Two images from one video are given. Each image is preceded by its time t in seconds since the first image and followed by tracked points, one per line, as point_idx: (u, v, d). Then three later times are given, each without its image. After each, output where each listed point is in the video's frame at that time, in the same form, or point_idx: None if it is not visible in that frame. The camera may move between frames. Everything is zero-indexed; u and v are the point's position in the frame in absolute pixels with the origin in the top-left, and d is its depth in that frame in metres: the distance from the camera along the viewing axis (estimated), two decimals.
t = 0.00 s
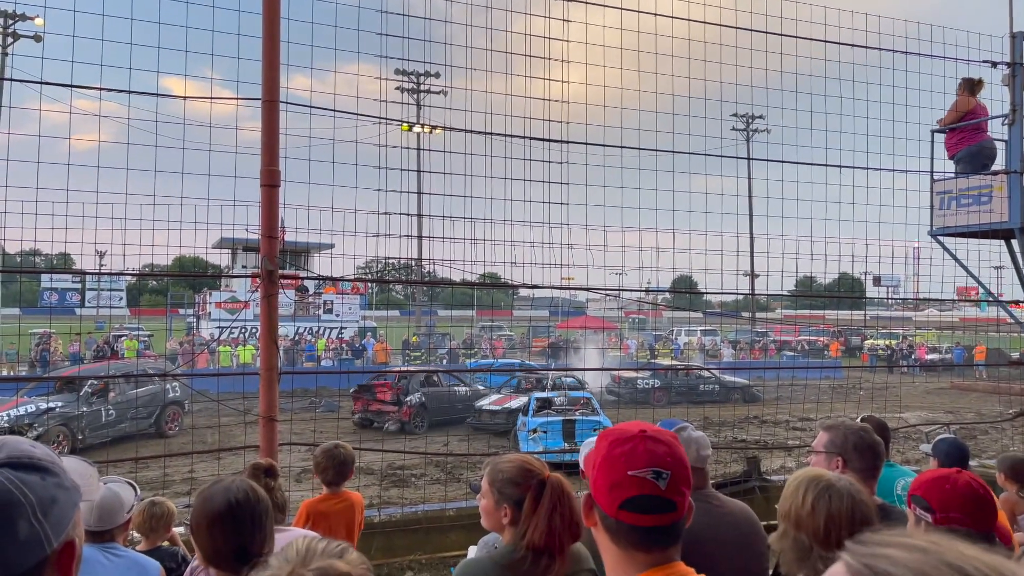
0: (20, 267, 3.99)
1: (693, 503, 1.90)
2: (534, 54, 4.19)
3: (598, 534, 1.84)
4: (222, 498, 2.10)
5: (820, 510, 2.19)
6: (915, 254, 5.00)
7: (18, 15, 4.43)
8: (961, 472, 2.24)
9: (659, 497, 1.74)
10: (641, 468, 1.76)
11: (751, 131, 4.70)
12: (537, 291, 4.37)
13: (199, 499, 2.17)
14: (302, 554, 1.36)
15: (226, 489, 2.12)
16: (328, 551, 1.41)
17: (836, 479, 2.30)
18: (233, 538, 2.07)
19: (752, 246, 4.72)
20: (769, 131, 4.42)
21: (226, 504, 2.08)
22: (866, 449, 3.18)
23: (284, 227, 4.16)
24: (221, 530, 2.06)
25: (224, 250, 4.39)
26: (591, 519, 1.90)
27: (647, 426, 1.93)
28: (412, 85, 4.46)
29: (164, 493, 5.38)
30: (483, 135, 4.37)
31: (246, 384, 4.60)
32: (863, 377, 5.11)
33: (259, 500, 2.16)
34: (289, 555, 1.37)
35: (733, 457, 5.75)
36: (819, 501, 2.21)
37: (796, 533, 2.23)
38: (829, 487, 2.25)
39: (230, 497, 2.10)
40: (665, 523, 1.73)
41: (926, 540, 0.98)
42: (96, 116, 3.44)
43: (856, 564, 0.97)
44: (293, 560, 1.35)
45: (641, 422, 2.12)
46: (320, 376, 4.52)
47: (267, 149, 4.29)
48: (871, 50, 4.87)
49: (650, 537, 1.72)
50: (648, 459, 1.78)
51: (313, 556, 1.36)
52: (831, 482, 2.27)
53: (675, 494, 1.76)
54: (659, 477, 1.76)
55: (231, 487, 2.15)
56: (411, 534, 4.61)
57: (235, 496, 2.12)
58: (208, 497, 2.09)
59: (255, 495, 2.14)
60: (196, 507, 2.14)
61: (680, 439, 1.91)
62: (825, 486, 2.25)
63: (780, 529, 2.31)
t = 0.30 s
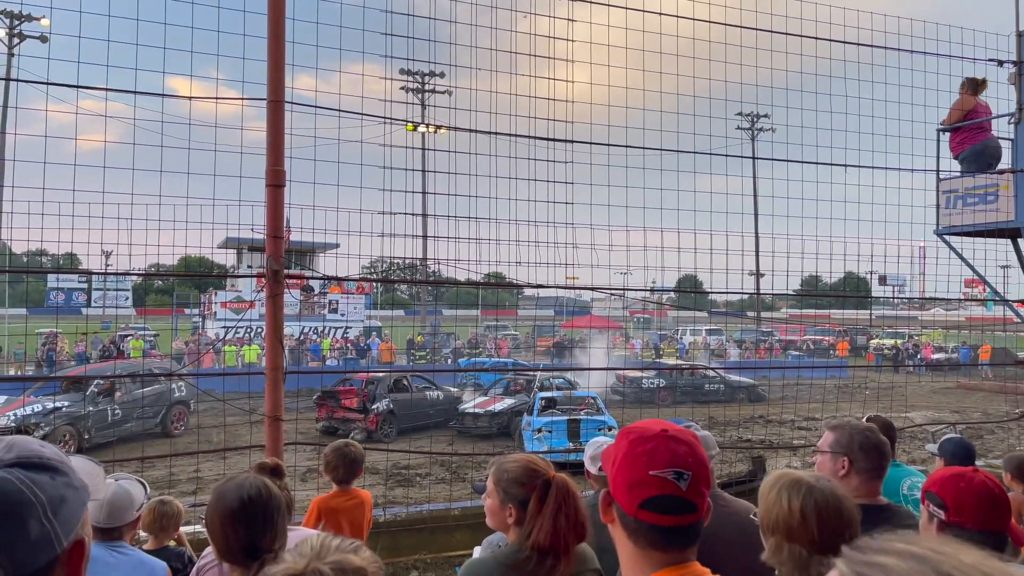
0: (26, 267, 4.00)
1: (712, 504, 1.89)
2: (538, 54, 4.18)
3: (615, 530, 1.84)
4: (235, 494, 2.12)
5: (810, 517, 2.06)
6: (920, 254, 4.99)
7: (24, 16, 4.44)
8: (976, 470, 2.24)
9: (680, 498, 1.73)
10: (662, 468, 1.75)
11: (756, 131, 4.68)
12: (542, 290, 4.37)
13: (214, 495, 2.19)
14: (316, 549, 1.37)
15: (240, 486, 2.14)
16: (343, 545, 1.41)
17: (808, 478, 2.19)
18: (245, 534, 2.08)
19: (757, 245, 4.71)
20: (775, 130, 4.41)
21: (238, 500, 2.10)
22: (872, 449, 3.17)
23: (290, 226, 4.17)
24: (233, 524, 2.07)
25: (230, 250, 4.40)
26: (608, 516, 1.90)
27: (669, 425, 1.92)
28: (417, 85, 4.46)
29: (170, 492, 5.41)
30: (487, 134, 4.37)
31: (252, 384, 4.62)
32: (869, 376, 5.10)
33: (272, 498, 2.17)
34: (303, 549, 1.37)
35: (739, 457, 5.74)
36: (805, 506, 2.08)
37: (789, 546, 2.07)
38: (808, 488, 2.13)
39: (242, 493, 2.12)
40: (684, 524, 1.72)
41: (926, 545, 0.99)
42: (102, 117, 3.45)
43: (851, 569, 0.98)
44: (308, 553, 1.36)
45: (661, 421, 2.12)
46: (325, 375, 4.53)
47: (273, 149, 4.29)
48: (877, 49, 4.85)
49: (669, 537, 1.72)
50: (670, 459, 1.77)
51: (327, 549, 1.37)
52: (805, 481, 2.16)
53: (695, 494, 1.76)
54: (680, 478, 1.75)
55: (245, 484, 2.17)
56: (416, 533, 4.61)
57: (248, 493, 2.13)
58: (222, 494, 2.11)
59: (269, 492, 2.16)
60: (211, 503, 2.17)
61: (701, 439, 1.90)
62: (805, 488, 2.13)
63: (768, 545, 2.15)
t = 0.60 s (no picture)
0: (34, 268, 4.01)
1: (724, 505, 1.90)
2: (544, 54, 4.18)
3: (630, 532, 1.82)
4: (255, 492, 2.17)
5: (786, 518, 2.00)
6: (927, 253, 4.97)
7: (31, 17, 4.45)
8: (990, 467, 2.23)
9: (698, 498, 1.73)
10: (680, 468, 1.75)
11: (762, 130, 4.67)
12: (548, 290, 4.37)
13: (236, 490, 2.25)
14: (330, 548, 1.37)
15: (261, 484, 2.19)
16: (355, 546, 1.41)
17: (777, 479, 2.15)
18: (261, 531, 2.13)
19: (763, 244, 4.70)
20: (781, 129, 4.40)
21: (258, 498, 2.15)
22: (880, 449, 3.15)
23: (296, 226, 4.18)
24: (253, 520, 2.13)
25: (236, 251, 4.41)
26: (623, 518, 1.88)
27: (682, 426, 1.93)
28: (422, 85, 4.47)
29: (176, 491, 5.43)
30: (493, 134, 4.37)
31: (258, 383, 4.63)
32: (876, 376, 5.08)
33: (290, 498, 2.22)
34: (315, 548, 1.38)
35: (745, 457, 5.74)
36: (781, 507, 2.03)
37: (771, 552, 1.99)
38: (779, 489, 2.08)
39: (262, 491, 2.17)
40: (702, 524, 1.72)
41: (921, 547, 1.00)
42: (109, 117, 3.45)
43: (837, 571, 1.03)
44: (320, 552, 1.36)
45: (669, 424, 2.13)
46: (331, 375, 4.53)
47: (279, 150, 4.30)
48: (885, 48, 4.84)
49: (687, 538, 1.71)
50: (687, 459, 1.77)
51: (341, 549, 1.36)
52: (776, 482, 2.11)
53: (712, 494, 1.76)
54: (698, 479, 1.75)
55: (267, 480, 2.22)
56: (422, 533, 4.61)
57: (268, 491, 2.18)
58: (243, 490, 2.17)
59: (289, 491, 2.20)
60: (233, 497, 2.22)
61: (715, 441, 1.91)
62: (778, 490, 2.08)
63: (749, 555, 2.06)
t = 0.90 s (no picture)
0: (42, 268, 4.02)
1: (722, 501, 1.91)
2: (550, 53, 4.18)
3: (631, 532, 1.81)
4: (273, 490, 2.19)
5: (784, 518, 2.00)
6: (935, 252, 4.95)
7: (38, 18, 4.47)
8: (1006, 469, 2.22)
9: (700, 498, 1.73)
10: (681, 469, 1.75)
11: (769, 129, 4.66)
12: (555, 289, 4.37)
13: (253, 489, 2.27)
14: (351, 552, 1.36)
15: (279, 482, 2.22)
16: (376, 550, 1.41)
17: (775, 479, 2.15)
18: (278, 529, 2.15)
19: (770, 243, 4.69)
20: (787, 128, 4.39)
21: (276, 496, 2.17)
22: (887, 448, 3.14)
23: (304, 226, 4.19)
24: (271, 518, 2.14)
25: (243, 251, 4.42)
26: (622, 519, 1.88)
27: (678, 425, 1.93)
28: (429, 85, 4.47)
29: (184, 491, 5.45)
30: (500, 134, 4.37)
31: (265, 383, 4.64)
32: (883, 376, 5.06)
33: (307, 497, 2.24)
34: (334, 550, 1.37)
35: (752, 456, 5.73)
36: (779, 506, 2.03)
37: (771, 552, 1.98)
38: (776, 489, 2.08)
39: (280, 489, 2.19)
40: (705, 523, 1.72)
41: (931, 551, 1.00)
42: (117, 118, 3.46)
43: (846, 571, 1.05)
44: (339, 557, 1.35)
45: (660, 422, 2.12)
46: (338, 374, 4.54)
47: (286, 150, 4.31)
48: (893, 46, 4.82)
49: (690, 538, 1.71)
50: (687, 459, 1.77)
51: (364, 556, 1.35)
52: (773, 482, 2.12)
53: (713, 493, 1.77)
54: (699, 478, 1.75)
55: (284, 479, 2.25)
56: (429, 532, 4.62)
57: (286, 489, 2.21)
58: (262, 487, 2.19)
59: (305, 490, 2.23)
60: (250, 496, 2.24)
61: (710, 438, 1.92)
62: (775, 489, 2.08)
63: (749, 556, 2.05)
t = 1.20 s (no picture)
0: (51, 267, 4.04)
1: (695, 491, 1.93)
2: (555, 52, 4.16)
3: (617, 539, 1.77)
4: (283, 487, 2.20)
5: (787, 520, 1.99)
6: (944, 251, 4.93)
7: (47, 18, 4.49)
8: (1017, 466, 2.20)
9: (685, 493, 1.73)
10: (664, 469, 1.73)
11: (776, 127, 4.64)
12: (561, 289, 4.36)
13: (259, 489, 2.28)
14: (358, 554, 1.35)
15: (288, 480, 2.24)
16: (383, 552, 1.39)
17: (777, 480, 2.14)
18: (288, 527, 2.16)
19: (777, 242, 4.67)
20: (794, 127, 4.37)
21: (285, 494, 2.18)
22: (895, 448, 3.13)
23: (311, 226, 4.20)
24: (281, 516, 2.15)
25: (250, 250, 4.42)
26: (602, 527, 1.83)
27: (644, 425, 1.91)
28: (435, 84, 4.47)
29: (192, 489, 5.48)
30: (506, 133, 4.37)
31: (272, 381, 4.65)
32: (891, 375, 5.05)
33: (317, 495, 2.26)
34: (342, 553, 1.36)
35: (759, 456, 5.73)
36: (782, 508, 2.02)
37: (776, 554, 1.99)
38: (779, 490, 2.07)
39: (289, 487, 2.20)
40: (691, 518, 1.73)
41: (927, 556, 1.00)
42: (124, 119, 3.48)
43: (838, 572, 1.04)
44: (347, 561, 1.34)
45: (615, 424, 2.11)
46: (345, 373, 4.54)
47: (292, 150, 4.32)
48: (901, 44, 4.79)
49: (680, 535, 1.70)
50: (667, 458, 1.76)
51: (373, 561, 1.34)
52: (776, 483, 2.11)
53: (693, 486, 1.77)
54: (681, 474, 1.75)
55: (293, 477, 2.27)
56: (436, 531, 4.64)
57: (295, 487, 2.22)
58: (271, 485, 2.20)
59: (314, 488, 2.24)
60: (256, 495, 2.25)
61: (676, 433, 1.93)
62: (778, 491, 2.07)
63: (754, 557, 2.06)
